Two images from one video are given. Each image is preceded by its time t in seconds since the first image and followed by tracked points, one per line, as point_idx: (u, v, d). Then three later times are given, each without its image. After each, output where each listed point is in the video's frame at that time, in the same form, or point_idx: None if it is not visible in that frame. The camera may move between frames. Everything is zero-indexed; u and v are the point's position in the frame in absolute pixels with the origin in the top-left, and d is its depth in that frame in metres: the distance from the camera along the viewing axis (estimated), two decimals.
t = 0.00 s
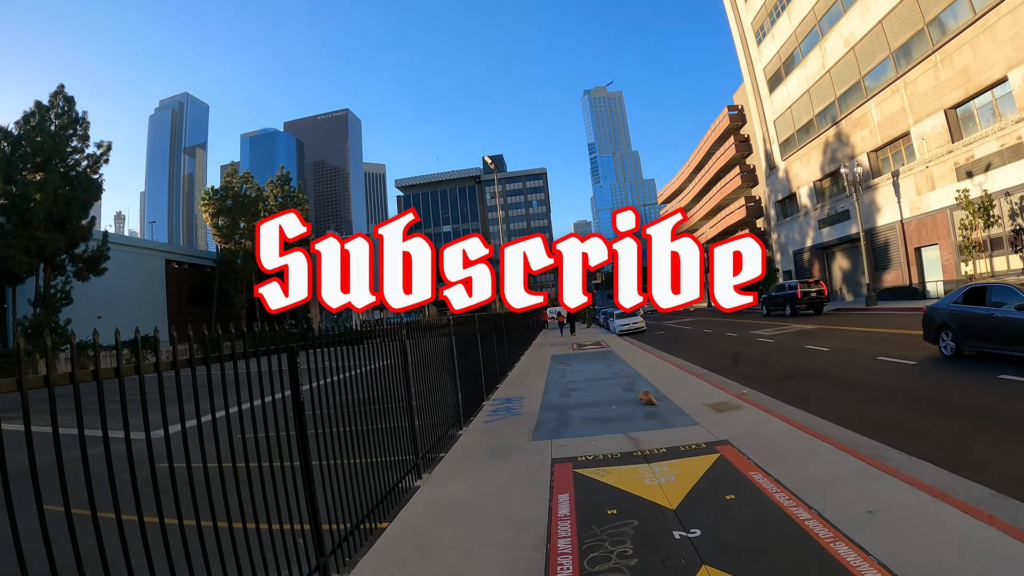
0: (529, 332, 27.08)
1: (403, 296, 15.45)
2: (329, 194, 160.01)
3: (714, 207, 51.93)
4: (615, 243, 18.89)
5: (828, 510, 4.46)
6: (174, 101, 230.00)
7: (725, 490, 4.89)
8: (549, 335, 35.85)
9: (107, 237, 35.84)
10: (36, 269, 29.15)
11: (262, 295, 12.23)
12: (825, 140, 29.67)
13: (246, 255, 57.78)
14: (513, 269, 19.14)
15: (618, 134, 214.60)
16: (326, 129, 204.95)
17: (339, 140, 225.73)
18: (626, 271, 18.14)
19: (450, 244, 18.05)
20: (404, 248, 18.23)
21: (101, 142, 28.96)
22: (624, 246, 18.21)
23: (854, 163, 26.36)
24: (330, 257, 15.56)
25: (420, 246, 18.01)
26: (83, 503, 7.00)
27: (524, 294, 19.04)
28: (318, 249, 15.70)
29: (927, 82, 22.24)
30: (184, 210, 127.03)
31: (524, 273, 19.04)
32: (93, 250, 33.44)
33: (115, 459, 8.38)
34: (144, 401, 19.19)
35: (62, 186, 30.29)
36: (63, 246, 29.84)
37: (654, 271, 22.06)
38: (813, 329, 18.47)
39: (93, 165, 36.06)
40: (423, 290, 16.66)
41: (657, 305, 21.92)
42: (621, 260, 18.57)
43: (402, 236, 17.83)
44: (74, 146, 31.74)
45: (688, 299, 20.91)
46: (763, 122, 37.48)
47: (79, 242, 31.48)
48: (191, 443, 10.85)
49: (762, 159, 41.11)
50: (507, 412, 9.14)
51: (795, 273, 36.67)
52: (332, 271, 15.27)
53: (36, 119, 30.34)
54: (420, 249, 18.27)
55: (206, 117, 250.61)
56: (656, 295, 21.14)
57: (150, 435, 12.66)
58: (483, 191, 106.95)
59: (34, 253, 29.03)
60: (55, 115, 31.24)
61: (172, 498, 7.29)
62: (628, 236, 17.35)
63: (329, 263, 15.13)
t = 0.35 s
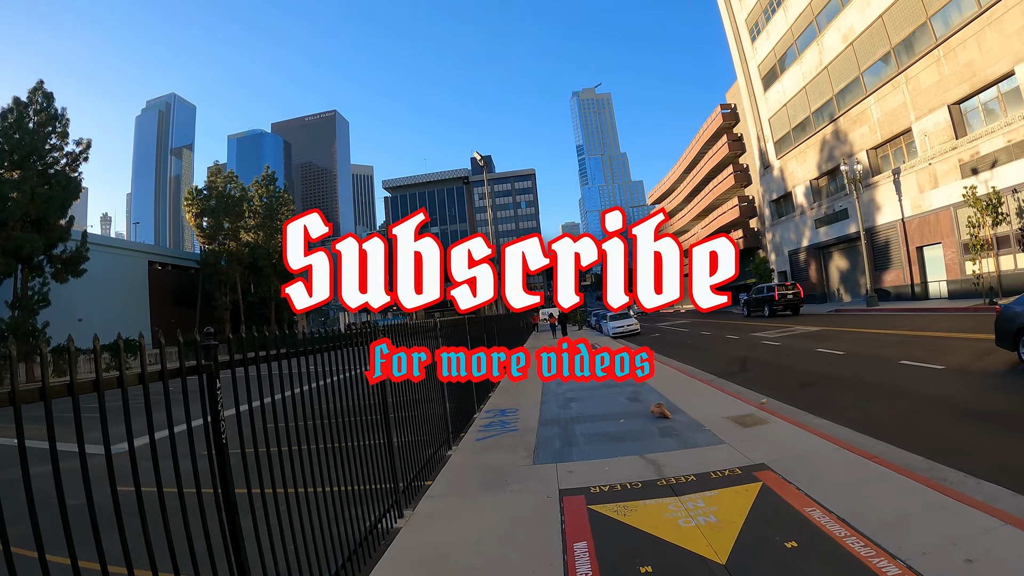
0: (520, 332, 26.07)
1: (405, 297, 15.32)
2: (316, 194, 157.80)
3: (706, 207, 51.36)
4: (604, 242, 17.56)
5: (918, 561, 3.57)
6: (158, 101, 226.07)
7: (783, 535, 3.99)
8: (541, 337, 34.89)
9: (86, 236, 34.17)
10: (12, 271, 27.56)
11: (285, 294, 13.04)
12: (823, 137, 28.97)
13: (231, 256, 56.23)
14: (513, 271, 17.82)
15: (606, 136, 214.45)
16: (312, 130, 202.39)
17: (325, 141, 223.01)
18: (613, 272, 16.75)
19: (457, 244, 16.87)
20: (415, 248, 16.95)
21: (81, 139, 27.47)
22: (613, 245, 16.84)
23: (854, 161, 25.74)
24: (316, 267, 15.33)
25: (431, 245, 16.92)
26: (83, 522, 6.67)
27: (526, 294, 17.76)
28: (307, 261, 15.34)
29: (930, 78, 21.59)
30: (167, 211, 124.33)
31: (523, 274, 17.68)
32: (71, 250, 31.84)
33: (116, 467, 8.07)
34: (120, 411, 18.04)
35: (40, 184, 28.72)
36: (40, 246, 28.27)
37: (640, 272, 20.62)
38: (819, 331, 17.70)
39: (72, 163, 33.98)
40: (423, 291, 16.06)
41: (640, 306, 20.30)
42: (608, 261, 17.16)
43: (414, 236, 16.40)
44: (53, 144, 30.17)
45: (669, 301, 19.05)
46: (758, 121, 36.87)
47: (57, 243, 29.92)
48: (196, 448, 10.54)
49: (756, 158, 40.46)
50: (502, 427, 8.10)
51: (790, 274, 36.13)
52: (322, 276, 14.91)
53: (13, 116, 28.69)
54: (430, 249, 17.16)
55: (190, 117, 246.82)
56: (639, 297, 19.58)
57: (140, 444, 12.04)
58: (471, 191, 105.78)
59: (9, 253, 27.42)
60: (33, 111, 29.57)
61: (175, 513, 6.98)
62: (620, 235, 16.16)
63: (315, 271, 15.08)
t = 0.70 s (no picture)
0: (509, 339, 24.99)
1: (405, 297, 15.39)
2: (302, 200, 155.68)
3: (698, 213, 50.85)
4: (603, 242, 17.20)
5: None
6: (142, 106, 222.76)
7: None
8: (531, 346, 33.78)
9: (63, 241, 32.60)
10: None
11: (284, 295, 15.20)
12: (819, 140, 28.45)
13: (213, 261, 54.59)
14: (513, 271, 17.14)
15: (594, 143, 215.05)
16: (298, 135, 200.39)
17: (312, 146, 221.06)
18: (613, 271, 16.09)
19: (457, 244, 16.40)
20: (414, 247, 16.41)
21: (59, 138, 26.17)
22: (612, 246, 16.59)
23: (852, 164, 25.26)
24: (314, 268, 15.89)
25: (431, 246, 16.21)
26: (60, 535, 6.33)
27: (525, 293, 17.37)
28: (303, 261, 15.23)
29: (931, 78, 21.09)
30: (149, 218, 121.79)
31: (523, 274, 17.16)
32: (49, 254, 30.29)
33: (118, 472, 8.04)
34: (88, 424, 16.85)
35: (16, 186, 27.25)
36: (16, 250, 26.72)
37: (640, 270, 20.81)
38: (824, 338, 16.87)
39: (51, 165, 32.37)
40: (424, 291, 16.23)
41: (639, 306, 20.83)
42: (608, 261, 16.78)
43: (415, 236, 15.77)
44: (30, 144, 28.77)
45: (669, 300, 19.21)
46: (751, 124, 36.42)
47: (33, 247, 28.41)
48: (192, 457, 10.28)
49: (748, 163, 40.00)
50: (493, 449, 7.09)
51: (785, 280, 35.61)
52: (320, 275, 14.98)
53: None
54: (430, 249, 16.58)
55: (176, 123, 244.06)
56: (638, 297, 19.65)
57: (124, 455, 11.45)
58: (459, 198, 104.77)
59: None
60: (10, 110, 28.15)
61: (182, 522, 6.96)
62: (620, 236, 15.94)
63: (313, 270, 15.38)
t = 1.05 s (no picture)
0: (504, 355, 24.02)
1: (405, 296, 16.14)
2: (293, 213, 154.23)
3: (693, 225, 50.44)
4: (603, 242, 16.97)
5: None
6: (134, 118, 221.78)
7: None
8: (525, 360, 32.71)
9: (47, 250, 31.38)
10: None
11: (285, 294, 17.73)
12: (819, 150, 27.99)
13: (201, 274, 53.25)
14: (513, 270, 17.51)
15: (586, 158, 216.24)
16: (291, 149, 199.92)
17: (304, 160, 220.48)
18: (613, 269, 16.03)
19: (457, 245, 17.02)
20: (415, 247, 17.10)
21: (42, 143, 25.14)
22: (613, 246, 16.33)
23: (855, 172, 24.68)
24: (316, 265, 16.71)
25: (432, 246, 16.92)
26: None
27: (525, 294, 17.66)
28: (302, 261, 16.40)
29: (936, 83, 20.67)
30: (136, 231, 119.90)
31: (523, 274, 17.48)
32: (31, 263, 28.98)
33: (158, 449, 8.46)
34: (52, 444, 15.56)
35: None
36: None
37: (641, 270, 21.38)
38: (835, 352, 16.05)
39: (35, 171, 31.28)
40: (423, 291, 16.96)
41: (642, 306, 21.28)
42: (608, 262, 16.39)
43: (414, 237, 16.38)
44: (14, 150, 27.67)
45: (671, 300, 19.82)
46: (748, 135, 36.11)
47: (14, 256, 27.14)
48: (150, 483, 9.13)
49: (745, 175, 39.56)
50: (488, 484, 6.11)
51: (783, 292, 35.00)
52: (320, 276, 16.30)
53: None
54: (430, 248, 17.25)
55: (167, 136, 242.98)
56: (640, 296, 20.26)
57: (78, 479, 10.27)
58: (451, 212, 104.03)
59: None
60: None
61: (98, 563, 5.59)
62: (619, 236, 15.71)
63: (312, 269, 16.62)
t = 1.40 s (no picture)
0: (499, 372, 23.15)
1: (406, 295, 18.65)
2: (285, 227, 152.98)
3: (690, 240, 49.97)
4: (604, 243, 19.01)
5: None
6: (129, 131, 220.44)
7: None
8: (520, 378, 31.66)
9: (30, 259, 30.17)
10: None
11: (286, 294, 20.36)
12: (820, 160, 28.03)
13: (190, 286, 51.90)
14: (513, 269, 20.09)
15: (579, 174, 217.20)
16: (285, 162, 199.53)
17: (297, 174, 219.62)
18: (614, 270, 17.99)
19: (457, 245, 19.12)
20: (415, 247, 19.58)
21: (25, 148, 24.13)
22: (612, 245, 18.43)
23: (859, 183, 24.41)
24: (318, 265, 18.77)
25: (430, 246, 19.40)
26: None
27: (524, 294, 19.94)
28: (303, 261, 18.58)
29: (942, 90, 20.69)
30: (127, 245, 118.17)
31: (522, 272, 19.79)
32: (13, 273, 27.79)
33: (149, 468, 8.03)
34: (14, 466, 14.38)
35: None
36: None
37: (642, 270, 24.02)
38: (848, 368, 15.23)
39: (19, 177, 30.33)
40: (423, 290, 19.66)
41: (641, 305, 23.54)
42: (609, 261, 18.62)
43: (414, 237, 18.90)
44: None
45: (669, 299, 22.32)
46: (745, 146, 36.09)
47: None
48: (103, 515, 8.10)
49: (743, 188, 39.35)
50: (480, 529, 5.19)
51: (784, 307, 34.35)
52: (320, 278, 18.54)
53: None
54: (430, 248, 19.66)
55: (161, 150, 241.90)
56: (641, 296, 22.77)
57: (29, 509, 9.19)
58: (445, 227, 103.33)
59: None
60: None
61: None
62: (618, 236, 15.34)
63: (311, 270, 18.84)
